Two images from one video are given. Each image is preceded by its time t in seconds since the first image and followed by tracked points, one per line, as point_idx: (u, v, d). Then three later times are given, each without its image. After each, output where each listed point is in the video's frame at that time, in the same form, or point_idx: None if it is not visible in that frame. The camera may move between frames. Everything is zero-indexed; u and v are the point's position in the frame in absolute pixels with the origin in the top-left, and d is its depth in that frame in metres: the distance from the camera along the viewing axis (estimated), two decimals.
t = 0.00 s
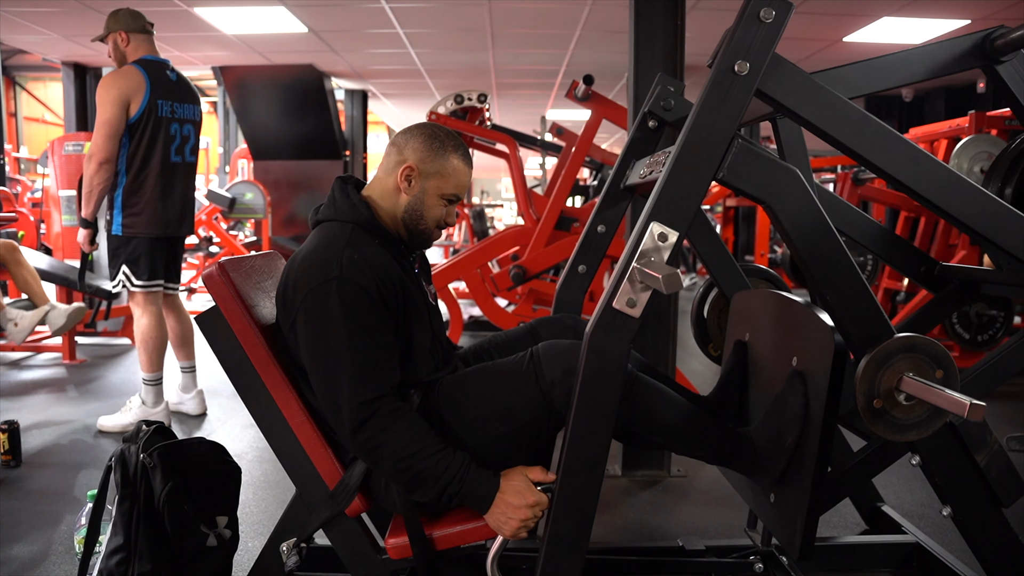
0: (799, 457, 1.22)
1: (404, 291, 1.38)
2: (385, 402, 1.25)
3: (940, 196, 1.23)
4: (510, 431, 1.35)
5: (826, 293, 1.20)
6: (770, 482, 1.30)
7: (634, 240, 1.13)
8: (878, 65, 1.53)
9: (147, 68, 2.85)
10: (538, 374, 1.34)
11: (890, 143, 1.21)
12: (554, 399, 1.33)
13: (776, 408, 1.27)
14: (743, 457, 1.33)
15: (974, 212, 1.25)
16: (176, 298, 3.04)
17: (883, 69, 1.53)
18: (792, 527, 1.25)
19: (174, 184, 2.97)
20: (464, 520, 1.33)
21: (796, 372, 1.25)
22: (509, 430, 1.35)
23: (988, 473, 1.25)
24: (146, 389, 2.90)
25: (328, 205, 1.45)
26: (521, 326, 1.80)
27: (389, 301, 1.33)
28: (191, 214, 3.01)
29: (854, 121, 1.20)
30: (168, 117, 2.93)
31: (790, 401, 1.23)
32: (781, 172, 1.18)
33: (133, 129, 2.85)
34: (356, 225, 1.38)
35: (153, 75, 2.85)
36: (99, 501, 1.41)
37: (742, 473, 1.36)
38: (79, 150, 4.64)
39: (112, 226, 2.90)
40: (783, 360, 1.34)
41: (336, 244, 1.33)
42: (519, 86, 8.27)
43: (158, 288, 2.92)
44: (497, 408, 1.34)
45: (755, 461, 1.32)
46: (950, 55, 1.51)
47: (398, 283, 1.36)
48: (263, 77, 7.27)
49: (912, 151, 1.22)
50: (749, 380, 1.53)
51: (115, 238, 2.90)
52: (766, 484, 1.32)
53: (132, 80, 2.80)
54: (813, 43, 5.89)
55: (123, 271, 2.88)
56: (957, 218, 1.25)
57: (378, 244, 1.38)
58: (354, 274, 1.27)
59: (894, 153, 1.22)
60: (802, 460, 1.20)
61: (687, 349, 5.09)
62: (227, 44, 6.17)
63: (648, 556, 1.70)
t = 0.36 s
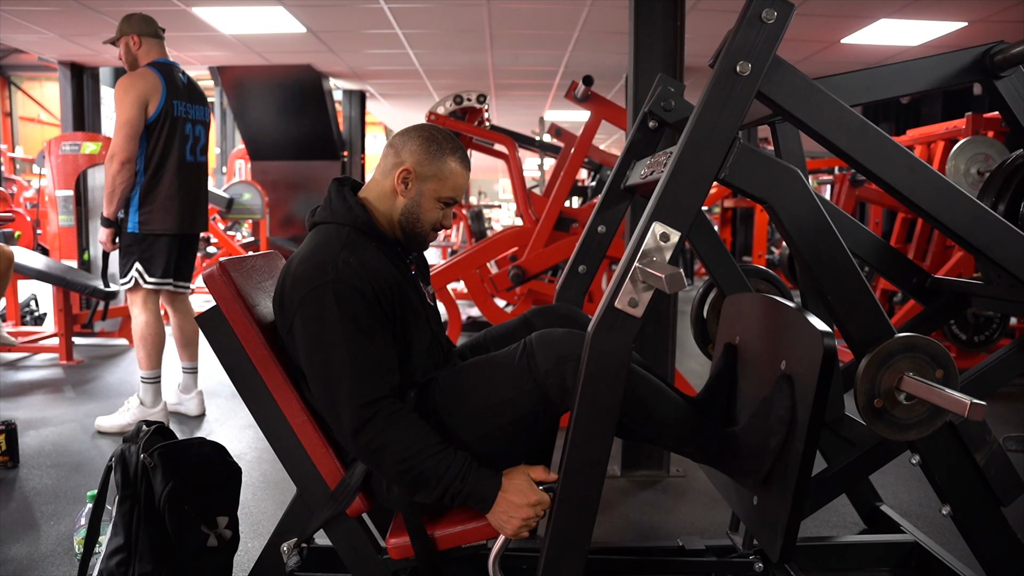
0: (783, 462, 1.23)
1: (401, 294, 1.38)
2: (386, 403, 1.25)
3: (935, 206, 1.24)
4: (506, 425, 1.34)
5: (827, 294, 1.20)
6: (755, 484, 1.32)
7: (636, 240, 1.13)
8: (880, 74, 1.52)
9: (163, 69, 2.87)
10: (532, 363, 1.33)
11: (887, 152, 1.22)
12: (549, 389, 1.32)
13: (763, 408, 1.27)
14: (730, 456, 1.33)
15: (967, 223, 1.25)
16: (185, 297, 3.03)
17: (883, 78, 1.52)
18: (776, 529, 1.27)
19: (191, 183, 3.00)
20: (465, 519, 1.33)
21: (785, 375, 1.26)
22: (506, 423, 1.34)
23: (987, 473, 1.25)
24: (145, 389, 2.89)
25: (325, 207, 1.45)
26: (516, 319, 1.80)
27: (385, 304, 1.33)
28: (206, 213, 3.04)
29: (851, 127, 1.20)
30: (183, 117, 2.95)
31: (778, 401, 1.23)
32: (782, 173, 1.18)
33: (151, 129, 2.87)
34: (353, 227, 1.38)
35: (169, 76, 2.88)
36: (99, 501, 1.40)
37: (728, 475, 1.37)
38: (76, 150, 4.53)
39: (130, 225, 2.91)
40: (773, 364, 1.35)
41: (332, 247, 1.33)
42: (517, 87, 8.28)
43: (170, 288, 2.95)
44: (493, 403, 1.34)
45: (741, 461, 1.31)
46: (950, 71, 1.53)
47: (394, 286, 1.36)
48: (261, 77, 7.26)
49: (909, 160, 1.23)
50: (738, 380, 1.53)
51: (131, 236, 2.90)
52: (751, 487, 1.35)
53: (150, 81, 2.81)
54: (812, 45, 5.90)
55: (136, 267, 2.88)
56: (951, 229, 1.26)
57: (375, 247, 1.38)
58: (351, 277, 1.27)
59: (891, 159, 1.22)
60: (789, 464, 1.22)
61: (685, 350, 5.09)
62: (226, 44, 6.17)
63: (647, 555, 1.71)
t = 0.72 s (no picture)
0: (765, 464, 1.23)
1: (395, 296, 1.37)
2: (382, 405, 1.25)
3: (923, 217, 1.25)
4: (500, 420, 1.35)
5: (824, 296, 1.21)
6: (735, 487, 1.31)
7: (634, 241, 1.14)
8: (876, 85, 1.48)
9: (174, 73, 2.97)
10: (522, 356, 1.34)
11: (878, 160, 1.23)
12: (540, 381, 1.32)
13: (744, 412, 1.27)
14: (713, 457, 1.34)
15: (954, 235, 1.26)
16: (192, 296, 3.08)
17: (880, 89, 1.48)
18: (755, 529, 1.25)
19: (200, 183, 3.09)
20: (462, 520, 1.33)
21: (769, 378, 1.25)
22: (500, 418, 1.35)
23: (982, 472, 1.24)
24: (139, 388, 2.89)
25: (318, 209, 1.44)
26: (506, 312, 1.80)
27: (379, 307, 1.33)
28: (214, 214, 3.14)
29: (845, 133, 1.21)
30: (192, 120, 3.06)
31: (762, 405, 1.23)
32: (779, 175, 1.19)
33: (162, 131, 2.97)
34: (346, 230, 1.38)
35: (180, 80, 2.98)
36: (94, 503, 1.40)
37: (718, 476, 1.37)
38: (68, 149, 4.63)
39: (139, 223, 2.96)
40: (757, 368, 1.34)
41: (325, 250, 1.32)
42: (512, 88, 8.28)
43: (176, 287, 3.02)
44: (486, 399, 1.34)
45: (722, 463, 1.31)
46: (944, 89, 1.48)
47: (388, 288, 1.35)
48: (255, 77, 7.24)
49: (899, 170, 1.24)
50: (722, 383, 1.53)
51: (140, 234, 2.96)
52: (732, 489, 1.35)
53: (162, 85, 2.91)
54: (806, 47, 5.93)
55: (142, 266, 2.95)
56: (939, 241, 1.27)
57: (368, 249, 1.37)
58: (343, 279, 1.27)
59: (883, 165, 1.23)
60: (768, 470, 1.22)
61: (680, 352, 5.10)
62: (220, 43, 6.15)
63: (643, 555, 1.71)
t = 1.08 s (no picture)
0: (747, 460, 1.22)
1: (392, 293, 1.37)
2: (381, 403, 1.24)
3: (915, 221, 1.26)
4: (494, 409, 1.35)
5: (823, 293, 1.21)
6: (716, 483, 1.32)
7: (635, 237, 1.14)
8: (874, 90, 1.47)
9: (178, 72, 2.99)
10: (513, 343, 1.33)
11: (873, 162, 1.23)
12: (532, 368, 1.32)
13: (728, 413, 1.28)
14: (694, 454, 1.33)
15: (945, 240, 1.27)
16: (192, 293, 3.10)
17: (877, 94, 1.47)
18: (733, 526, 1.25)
19: (199, 181, 3.11)
20: (462, 517, 1.32)
21: (755, 378, 1.24)
22: (493, 408, 1.35)
23: (979, 468, 1.25)
24: (118, 385, 2.91)
25: (313, 207, 1.44)
26: (497, 304, 1.80)
27: (375, 304, 1.32)
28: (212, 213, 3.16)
29: (841, 134, 1.21)
30: (194, 119, 3.08)
31: (745, 403, 1.22)
32: (779, 172, 1.19)
33: (165, 127, 2.98)
34: (341, 228, 1.37)
35: (184, 79, 3.00)
36: (92, 500, 1.39)
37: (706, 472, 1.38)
38: (61, 147, 4.54)
39: (137, 218, 2.94)
40: (744, 366, 1.33)
41: (320, 248, 1.31)
42: (507, 86, 8.28)
43: (173, 283, 3.02)
44: (480, 389, 1.34)
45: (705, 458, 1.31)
46: (940, 100, 1.48)
47: (385, 285, 1.35)
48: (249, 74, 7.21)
49: (893, 173, 1.24)
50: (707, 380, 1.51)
51: (137, 230, 2.94)
52: (713, 486, 1.35)
53: (167, 82, 2.92)
54: (800, 45, 5.94)
55: (140, 261, 2.93)
56: (931, 246, 1.27)
57: (363, 246, 1.37)
58: (339, 278, 1.27)
59: (878, 166, 1.23)
60: (749, 468, 1.21)
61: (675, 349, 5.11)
62: (213, 40, 6.12)
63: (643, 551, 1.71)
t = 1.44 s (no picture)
0: (733, 457, 1.22)
1: (388, 291, 1.35)
2: (380, 402, 1.24)
3: (909, 227, 1.26)
4: (489, 402, 1.34)
5: (825, 289, 1.21)
6: (698, 481, 1.31)
7: (636, 234, 1.13)
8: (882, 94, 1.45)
9: (175, 71, 2.98)
10: (506, 331, 1.31)
11: (869, 165, 1.23)
12: (524, 357, 1.30)
13: (715, 410, 1.27)
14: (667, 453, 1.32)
15: (940, 248, 1.27)
16: (189, 292, 3.08)
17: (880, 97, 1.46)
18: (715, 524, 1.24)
19: (197, 181, 3.10)
20: (462, 515, 1.32)
21: (743, 377, 1.24)
22: (487, 400, 1.34)
23: (981, 464, 1.25)
24: (110, 384, 2.90)
25: (308, 205, 1.42)
26: (491, 296, 1.79)
27: (372, 304, 1.31)
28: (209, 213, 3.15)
29: (839, 137, 1.21)
30: (191, 118, 3.07)
31: (732, 402, 1.22)
32: (780, 169, 1.18)
33: (162, 126, 2.96)
34: (337, 226, 1.36)
35: (180, 78, 2.99)
36: (90, 501, 1.38)
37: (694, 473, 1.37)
38: (55, 145, 4.56)
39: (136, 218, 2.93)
40: (733, 365, 1.33)
41: (316, 247, 1.30)
42: (503, 83, 8.27)
43: (174, 283, 3.01)
44: (475, 383, 1.33)
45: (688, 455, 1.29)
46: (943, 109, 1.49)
47: (382, 284, 1.34)
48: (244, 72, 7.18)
49: (888, 176, 1.24)
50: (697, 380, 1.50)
51: (136, 230, 2.93)
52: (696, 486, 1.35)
53: (164, 81, 2.91)
54: (797, 43, 5.95)
55: (140, 263, 2.92)
56: (926, 255, 1.27)
57: (360, 246, 1.36)
58: (335, 276, 1.26)
59: (876, 165, 1.23)
60: (733, 467, 1.21)
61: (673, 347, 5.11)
62: (209, 38, 6.09)
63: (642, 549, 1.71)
